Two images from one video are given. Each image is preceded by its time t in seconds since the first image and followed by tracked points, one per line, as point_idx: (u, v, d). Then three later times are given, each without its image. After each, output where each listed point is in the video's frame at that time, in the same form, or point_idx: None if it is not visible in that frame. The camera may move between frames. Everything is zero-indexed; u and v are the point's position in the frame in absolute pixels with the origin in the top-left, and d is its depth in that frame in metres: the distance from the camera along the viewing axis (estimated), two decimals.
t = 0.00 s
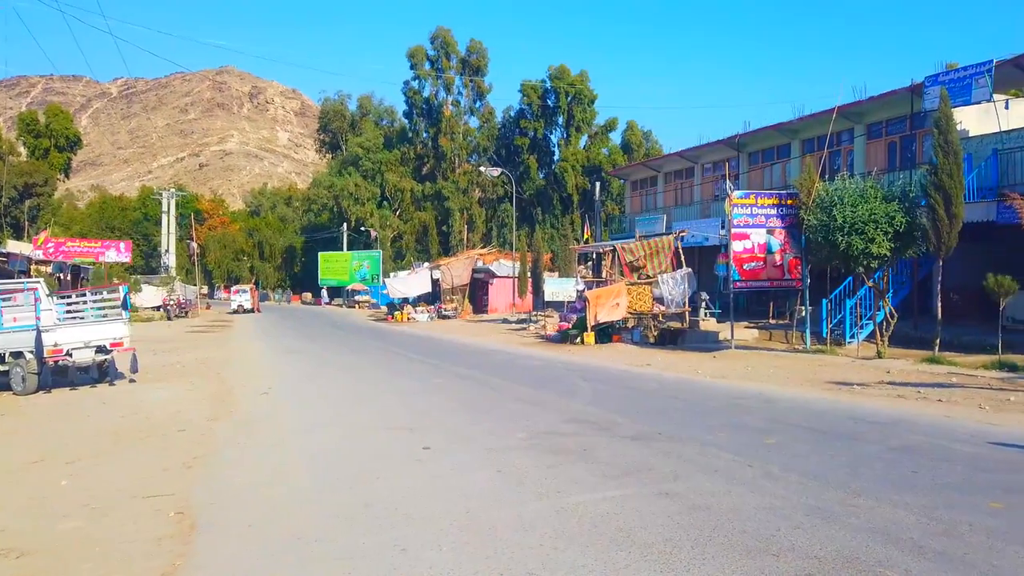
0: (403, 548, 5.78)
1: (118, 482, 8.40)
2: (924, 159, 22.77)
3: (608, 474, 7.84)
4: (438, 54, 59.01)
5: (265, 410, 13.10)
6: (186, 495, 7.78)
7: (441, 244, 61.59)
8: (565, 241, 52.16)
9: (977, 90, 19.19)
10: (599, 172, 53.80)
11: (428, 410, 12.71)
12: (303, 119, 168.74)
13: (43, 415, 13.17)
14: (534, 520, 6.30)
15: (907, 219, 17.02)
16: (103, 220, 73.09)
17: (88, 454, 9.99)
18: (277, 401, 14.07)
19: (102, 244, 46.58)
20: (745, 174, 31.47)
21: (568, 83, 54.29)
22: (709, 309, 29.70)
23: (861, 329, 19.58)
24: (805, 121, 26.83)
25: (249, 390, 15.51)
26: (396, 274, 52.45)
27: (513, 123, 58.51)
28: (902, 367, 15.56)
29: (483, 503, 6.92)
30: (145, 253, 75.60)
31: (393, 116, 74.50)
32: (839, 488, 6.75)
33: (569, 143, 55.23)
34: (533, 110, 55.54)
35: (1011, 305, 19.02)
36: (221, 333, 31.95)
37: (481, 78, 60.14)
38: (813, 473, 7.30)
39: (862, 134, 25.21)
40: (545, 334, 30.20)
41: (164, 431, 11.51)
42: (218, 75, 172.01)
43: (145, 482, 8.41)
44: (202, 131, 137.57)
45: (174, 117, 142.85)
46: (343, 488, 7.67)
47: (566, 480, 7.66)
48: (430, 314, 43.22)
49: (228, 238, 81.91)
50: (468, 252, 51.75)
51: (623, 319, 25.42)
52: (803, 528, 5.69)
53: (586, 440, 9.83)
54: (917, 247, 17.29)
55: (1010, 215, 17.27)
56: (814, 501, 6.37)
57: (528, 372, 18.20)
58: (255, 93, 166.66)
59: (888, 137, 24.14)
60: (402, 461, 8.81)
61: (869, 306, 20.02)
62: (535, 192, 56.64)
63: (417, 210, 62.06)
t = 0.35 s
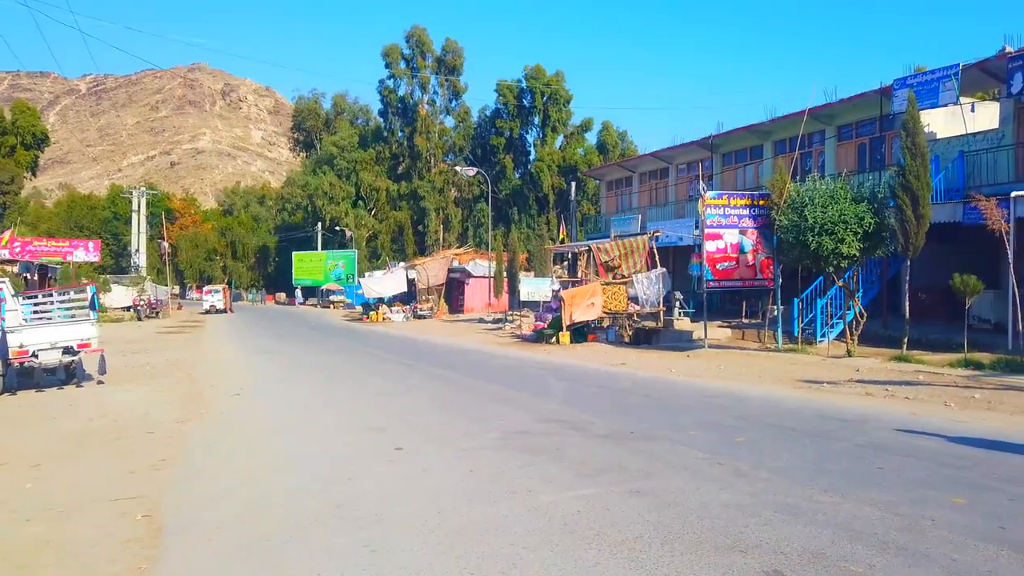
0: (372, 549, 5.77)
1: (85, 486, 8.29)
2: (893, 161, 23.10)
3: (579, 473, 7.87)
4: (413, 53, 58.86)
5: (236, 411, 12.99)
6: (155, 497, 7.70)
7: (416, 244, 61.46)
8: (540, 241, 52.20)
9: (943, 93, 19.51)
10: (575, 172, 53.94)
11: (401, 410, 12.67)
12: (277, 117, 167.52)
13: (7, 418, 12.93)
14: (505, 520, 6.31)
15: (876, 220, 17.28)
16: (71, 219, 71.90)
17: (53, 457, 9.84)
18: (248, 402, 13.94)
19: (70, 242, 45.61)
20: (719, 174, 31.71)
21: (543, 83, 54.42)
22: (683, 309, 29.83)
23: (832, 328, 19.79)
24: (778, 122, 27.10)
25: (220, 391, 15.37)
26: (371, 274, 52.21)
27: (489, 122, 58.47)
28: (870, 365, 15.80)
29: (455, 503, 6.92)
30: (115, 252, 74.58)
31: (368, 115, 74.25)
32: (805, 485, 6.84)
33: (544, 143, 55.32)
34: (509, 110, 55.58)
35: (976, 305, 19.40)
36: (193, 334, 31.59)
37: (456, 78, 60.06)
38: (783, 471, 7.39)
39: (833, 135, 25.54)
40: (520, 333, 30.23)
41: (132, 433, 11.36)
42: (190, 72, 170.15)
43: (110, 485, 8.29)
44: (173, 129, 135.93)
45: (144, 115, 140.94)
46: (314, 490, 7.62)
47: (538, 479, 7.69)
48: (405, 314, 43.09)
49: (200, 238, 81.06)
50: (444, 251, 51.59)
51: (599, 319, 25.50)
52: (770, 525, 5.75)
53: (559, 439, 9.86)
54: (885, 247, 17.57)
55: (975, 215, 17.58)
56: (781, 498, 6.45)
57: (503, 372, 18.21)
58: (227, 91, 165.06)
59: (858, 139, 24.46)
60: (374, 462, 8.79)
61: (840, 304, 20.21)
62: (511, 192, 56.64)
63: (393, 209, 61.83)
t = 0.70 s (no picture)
0: (346, 551, 5.75)
1: (54, 489, 8.17)
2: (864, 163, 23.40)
3: (554, 473, 7.90)
4: (390, 52, 58.67)
5: (210, 413, 12.88)
6: (126, 500, 7.61)
7: (393, 244, 61.27)
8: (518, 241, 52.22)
9: (914, 96, 19.77)
10: (552, 172, 54.00)
11: (376, 411, 12.61)
12: (251, 116, 166.16)
13: None
14: (479, 520, 6.31)
15: (847, 221, 17.52)
16: (40, 218, 70.86)
17: (21, 461, 9.69)
18: (223, 403, 13.84)
19: (40, 243, 45.09)
20: (695, 175, 31.93)
21: (521, 83, 54.48)
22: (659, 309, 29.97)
23: (805, 328, 20.00)
24: (753, 124, 27.33)
25: (193, 393, 15.22)
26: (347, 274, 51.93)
27: (466, 122, 58.40)
28: (843, 364, 15.99)
29: (429, 504, 6.92)
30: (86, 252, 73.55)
31: (345, 114, 73.92)
32: (777, 482, 6.93)
33: (522, 143, 55.36)
34: (486, 109, 55.56)
35: (946, 305, 19.70)
36: (166, 335, 31.23)
37: (434, 78, 59.94)
38: (756, 469, 7.46)
39: (806, 137, 25.80)
40: (497, 334, 30.24)
41: (104, 436, 11.21)
42: (162, 69, 168.20)
43: (80, 488, 8.18)
44: (146, 127, 134.30)
45: (116, 113, 139.14)
46: (287, 492, 7.59)
47: (513, 479, 7.70)
48: (382, 314, 42.94)
49: (173, 237, 80.18)
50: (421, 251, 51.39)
51: (575, 319, 25.55)
52: (741, 523, 5.81)
53: (535, 439, 9.88)
54: (857, 247, 17.82)
55: (944, 217, 17.85)
56: (754, 496, 6.52)
57: (480, 372, 18.20)
58: (201, 89, 163.48)
59: (831, 141, 24.74)
60: (349, 463, 8.76)
61: (812, 305, 20.43)
62: (489, 192, 56.58)
63: (369, 209, 61.58)
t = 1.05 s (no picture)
0: (321, 552, 5.73)
1: (25, 492, 8.06)
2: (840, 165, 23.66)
3: (531, 472, 7.91)
4: (369, 51, 58.47)
5: (185, 414, 12.77)
6: (99, 503, 7.54)
7: (373, 244, 61.11)
8: (498, 240, 52.23)
9: (888, 98, 20.03)
10: (532, 172, 54.01)
11: (354, 411, 12.58)
12: (229, 114, 164.89)
13: None
14: (454, 520, 6.31)
15: (823, 221, 17.70)
16: (13, 217, 70.91)
17: None
18: (198, 404, 13.75)
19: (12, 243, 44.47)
20: (673, 176, 32.11)
21: (501, 83, 54.51)
22: (637, 308, 30.10)
23: (781, 328, 20.19)
24: (730, 125, 27.53)
25: (168, 394, 15.08)
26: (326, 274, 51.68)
27: (446, 122, 58.28)
28: (817, 363, 16.14)
29: (405, 504, 6.92)
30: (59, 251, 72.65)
31: (324, 113, 73.58)
32: (750, 480, 6.98)
33: (502, 143, 55.36)
34: (466, 109, 55.54)
35: (919, 305, 19.95)
36: (142, 335, 30.91)
37: (413, 77, 59.80)
38: (729, 468, 7.53)
39: (783, 138, 26.03)
40: (477, 333, 30.24)
41: (76, 437, 11.09)
42: (138, 67, 166.46)
43: (51, 491, 8.08)
44: (121, 125, 132.81)
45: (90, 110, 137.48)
46: (261, 493, 7.54)
47: (489, 479, 7.69)
48: (361, 314, 42.79)
49: (148, 237, 79.40)
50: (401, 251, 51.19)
51: (554, 320, 25.60)
52: (715, 521, 5.85)
53: (512, 438, 9.90)
54: (831, 248, 18.01)
55: (917, 218, 18.07)
56: (727, 493, 6.57)
57: (459, 372, 18.19)
58: (178, 86, 162.00)
59: (807, 142, 24.98)
60: (325, 463, 8.74)
61: (788, 305, 20.61)
62: (469, 192, 56.52)
63: (348, 208, 61.36)
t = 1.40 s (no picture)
0: (295, 553, 5.70)
1: None
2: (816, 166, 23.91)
3: (507, 472, 7.93)
4: (348, 50, 58.22)
5: (159, 415, 12.65)
6: (70, 505, 7.45)
7: (352, 244, 60.84)
8: (478, 240, 52.19)
9: (862, 101, 20.22)
10: (512, 172, 53.99)
11: (330, 412, 12.52)
12: (206, 112, 163.43)
13: None
14: (430, 521, 6.30)
15: (799, 222, 17.86)
16: None
17: None
18: (172, 405, 13.61)
19: None
20: (652, 177, 32.25)
21: (481, 83, 54.50)
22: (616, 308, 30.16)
23: (757, 328, 20.37)
24: (708, 126, 27.71)
25: (141, 395, 14.92)
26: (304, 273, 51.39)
27: (426, 121, 58.10)
28: (792, 363, 16.30)
29: (380, 504, 6.90)
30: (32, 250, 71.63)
31: (302, 112, 73.13)
32: (724, 478, 7.04)
33: (482, 143, 55.30)
34: (446, 109, 55.46)
35: (893, 305, 20.19)
36: (116, 335, 30.56)
37: (393, 76, 59.60)
38: (704, 466, 7.59)
39: (760, 140, 26.24)
40: (456, 334, 30.18)
41: (47, 440, 10.94)
42: (113, 64, 164.57)
43: (21, 494, 7.96)
44: (95, 122, 131.26)
45: (64, 108, 135.67)
46: (237, 494, 7.50)
47: (466, 479, 7.69)
48: (340, 314, 42.59)
49: (123, 236, 78.55)
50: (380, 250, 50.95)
51: (534, 320, 25.63)
52: (688, 518, 5.90)
53: (489, 438, 9.91)
54: (807, 249, 18.19)
55: (890, 219, 18.28)
56: (701, 492, 6.62)
57: (438, 372, 18.16)
58: (153, 84, 160.39)
59: (784, 144, 25.21)
60: (301, 464, 8.70)
61: (765, 305, 20.81)
62: (448, 191, 56.40)
63: (327, 208, 61.07)
